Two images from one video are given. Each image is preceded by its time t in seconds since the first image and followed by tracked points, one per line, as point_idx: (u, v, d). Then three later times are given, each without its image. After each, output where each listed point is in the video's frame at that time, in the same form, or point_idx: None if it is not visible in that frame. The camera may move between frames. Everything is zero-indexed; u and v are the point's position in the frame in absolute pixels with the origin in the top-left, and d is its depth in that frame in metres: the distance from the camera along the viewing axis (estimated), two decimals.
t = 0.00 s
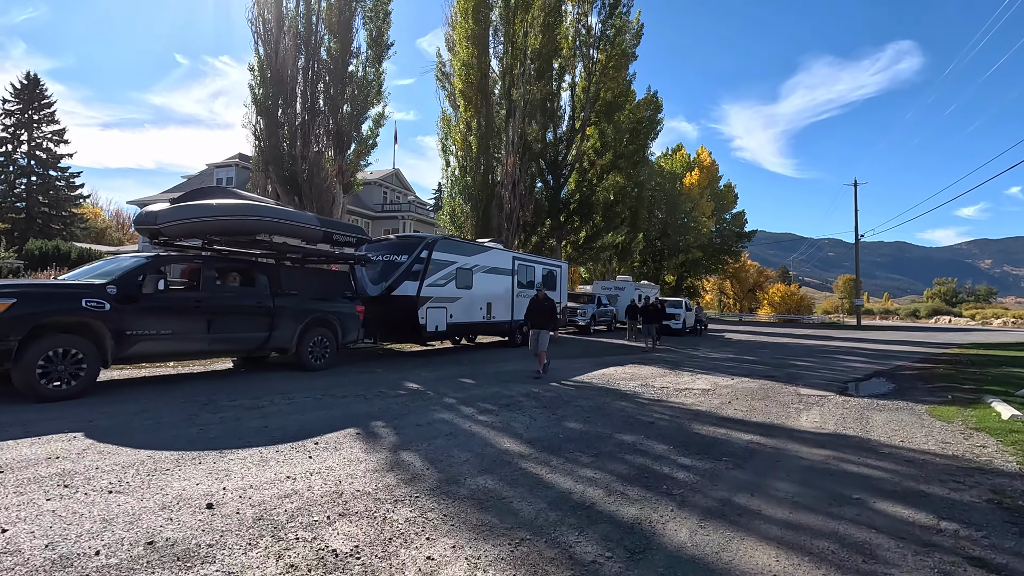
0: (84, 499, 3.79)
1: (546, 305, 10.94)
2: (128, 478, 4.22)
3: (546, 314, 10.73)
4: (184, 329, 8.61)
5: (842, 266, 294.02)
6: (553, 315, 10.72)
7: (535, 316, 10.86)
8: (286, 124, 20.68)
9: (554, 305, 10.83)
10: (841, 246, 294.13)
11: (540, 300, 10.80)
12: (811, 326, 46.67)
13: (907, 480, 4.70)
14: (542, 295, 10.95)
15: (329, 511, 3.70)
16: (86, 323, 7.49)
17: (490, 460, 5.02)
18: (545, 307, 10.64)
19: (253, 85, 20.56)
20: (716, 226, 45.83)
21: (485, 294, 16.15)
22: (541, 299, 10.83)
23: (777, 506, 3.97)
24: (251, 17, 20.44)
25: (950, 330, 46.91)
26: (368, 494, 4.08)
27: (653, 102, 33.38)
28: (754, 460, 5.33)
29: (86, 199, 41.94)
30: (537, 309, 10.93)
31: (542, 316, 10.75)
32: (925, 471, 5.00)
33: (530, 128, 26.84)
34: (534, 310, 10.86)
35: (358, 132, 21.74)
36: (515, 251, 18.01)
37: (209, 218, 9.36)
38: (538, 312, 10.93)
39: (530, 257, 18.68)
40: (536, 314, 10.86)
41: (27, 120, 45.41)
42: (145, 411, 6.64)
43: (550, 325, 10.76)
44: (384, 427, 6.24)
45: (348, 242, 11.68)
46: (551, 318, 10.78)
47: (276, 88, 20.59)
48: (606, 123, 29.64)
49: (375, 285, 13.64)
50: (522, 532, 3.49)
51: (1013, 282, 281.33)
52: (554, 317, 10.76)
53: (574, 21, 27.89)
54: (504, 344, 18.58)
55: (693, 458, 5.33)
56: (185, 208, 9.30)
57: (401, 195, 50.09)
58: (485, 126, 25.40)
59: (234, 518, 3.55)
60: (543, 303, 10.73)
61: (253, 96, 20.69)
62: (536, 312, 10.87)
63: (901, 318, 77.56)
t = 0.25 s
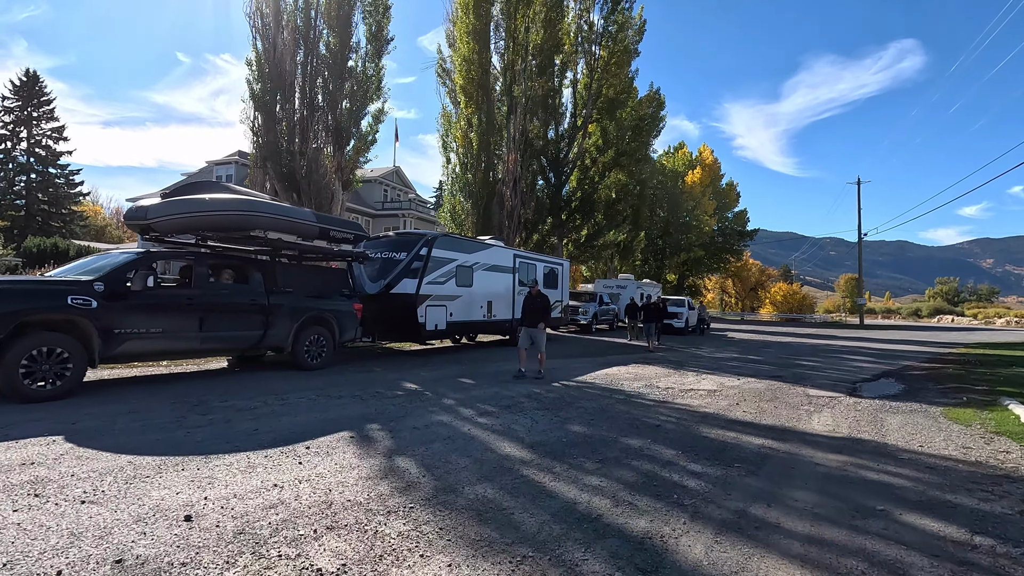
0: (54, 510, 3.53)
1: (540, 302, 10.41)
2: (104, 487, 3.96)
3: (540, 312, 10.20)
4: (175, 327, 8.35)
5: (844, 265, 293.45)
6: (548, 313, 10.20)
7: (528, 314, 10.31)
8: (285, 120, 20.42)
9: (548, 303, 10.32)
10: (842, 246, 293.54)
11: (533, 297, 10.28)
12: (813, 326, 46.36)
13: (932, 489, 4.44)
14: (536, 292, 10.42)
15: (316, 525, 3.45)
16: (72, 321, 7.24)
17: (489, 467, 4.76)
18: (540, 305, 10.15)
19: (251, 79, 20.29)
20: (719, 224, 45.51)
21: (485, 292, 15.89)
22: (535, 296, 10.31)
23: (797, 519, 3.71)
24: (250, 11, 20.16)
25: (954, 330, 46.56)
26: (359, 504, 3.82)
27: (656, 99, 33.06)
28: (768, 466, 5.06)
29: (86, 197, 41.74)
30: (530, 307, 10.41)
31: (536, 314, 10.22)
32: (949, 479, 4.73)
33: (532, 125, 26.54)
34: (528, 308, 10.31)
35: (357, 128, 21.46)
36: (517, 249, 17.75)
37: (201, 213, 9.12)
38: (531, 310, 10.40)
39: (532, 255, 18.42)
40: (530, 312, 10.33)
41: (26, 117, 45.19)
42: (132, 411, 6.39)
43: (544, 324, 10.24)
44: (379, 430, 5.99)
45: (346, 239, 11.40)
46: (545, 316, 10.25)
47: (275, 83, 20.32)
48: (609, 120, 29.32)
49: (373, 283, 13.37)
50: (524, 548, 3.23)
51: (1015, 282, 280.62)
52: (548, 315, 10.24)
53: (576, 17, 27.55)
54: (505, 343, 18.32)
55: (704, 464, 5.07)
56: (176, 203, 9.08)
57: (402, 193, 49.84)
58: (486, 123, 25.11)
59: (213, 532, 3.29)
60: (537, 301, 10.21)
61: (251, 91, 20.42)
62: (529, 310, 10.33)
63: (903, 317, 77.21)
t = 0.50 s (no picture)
0: (24, 524, 3.31)
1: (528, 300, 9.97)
2: (81, 498, 3.74)
3: (529, 309, 9.75)
4: (166, 326, 8.13)
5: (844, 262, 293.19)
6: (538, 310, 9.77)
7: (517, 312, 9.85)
8: (282, 115, 20.14)
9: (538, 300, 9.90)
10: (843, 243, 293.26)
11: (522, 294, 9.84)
12: (815, 324, 46.14)
13: (956, 499, 4.21)
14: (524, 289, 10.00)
15: (305, 541, 3.22)
16: (58, 320, 7.02)
17: (490, 475, 4.54)
18: (530, 303, 9.73)
19: (248, 74, 20.01)
20: (720, 221, 45.26)
21: (485, 290, 15.66)
22: (524, 293, 9.88)
23: (817, 534, 3.49)
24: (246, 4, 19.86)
25: (956, 328, 46.34)
26: (351, 517, 3.60)
27: (657, 95, 32.75)
28: (781, 473, 4.84)
29: (84, 194, 41.46)
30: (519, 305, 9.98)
31: (525, 312, 9.76)
32: (973, 488, 4.51)
33: (532, 120, 26.27)
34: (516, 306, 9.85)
35: (356, 123, 21.19)
36: (518, 246, 17.52)
37: (193, 209, 8.88)
38: (520, 308, 9.94)
39: (532, 252, 18.19)
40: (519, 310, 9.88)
41: (24, 113, 44.86)
42: (119, 414, 6.17)
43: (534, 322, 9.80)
44: (375, 434, 5.76)
45: (343, 235, 11.16)
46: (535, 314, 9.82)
47: (272, 78, 20.04)
48: (610, 116, 29.04)
49: (371, 280, 13.13)
50: (527, 567, 3.01)
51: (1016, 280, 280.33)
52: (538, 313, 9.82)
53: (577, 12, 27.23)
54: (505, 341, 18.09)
55: (714, 471, 4.85)
56: (167, 197, 8.81)
57: (402, 190, 49.57)
58: (487, 118, 24.83)
59: (194, 549, 3.07)
60: (526, 298, 9.78)
61: (248, 86, 20.13)
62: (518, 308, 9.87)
63: (904, 315, 77.00)
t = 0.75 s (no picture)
0: None
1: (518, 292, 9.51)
2: (53, 504, 3.52)
3: (519, 302, 9.29)
4: (155, 323, 7.91)
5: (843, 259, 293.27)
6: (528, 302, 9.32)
7: (506, 305, 9.37)
8: (278, 109, 19.86)
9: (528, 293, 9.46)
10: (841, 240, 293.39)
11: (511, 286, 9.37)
12: (814, 320, 45.99)
13: (978, 504, 4.01)
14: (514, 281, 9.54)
15: (290, 552, 3.01)
16: (42, 316, 6.79)
17: (488, 478, 4.33)
18: (520, 295, 9.30)
19: (243, 67, 19.72)
20: (720, 218, 45.03)
21: (484, 286, 15.45)
22: (513, 286, 9.43)
23: (836, 542, 3.28)
24: None
25: (956, 325, 46.23)
26: (340, 524, 3.39)
27: (657, 90, 32.47)
28: (793, 475, 4.64)
29: (79, 189, 41.07)
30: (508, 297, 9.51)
31: (515, 305, 9.29)
32: (993, 491, 4.31)
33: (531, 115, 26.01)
34: (505, 298, 9.38)
35: (353, 117, 20.92)
36: (516, 242, 17.30)
37: (183, 202, 8.66)
38: (509, 301, 9.48)
39: (532, 247, 17.96)
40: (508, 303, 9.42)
41: (19, 108, 44.43)
42: (103, 413, 5.95)
43: (524, 314, 9.34)
44: (369, 434, 5.55)
45: (339, 230, 10.88)
46: (525, 306, 9.36)
47: (267, 71, 19.74)
48: (610, 111, 28.77)
49: (368, 276, 12.89)
50: None
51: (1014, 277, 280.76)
52: (528, 305, 9.37)
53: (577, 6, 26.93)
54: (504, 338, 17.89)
55: (722, 473, 4.65)
56: (156, 191, 8.62)
57: (400, 186, 49.27)
58: (485, 113, 24.56)
59: (169, 562, 2.85)
60: (516, 290, 9.33)
61: (243, 80, 19.84)
62: (507, 300, 9.40)
63: (903, 312, 76.91)
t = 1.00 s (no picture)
0: None
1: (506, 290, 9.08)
2: (11, 518, 3.27)
3: (508, 300, 8.87)
4: (139, 321, 7.64)
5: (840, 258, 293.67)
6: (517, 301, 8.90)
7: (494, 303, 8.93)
8: (272, 104, 19.54)
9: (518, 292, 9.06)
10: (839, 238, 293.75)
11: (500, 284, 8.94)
12: (813, 319, 45.85)
13: (1001, 515, 3.78)
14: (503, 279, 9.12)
15: (263, 572, 2.77)
16: (18, 314, 6.52)
17: (481, 487, 4.09)
18: (510, 294, 8.88)
19: (236, 61, 19.39)
20: (718, 216, 44.85)
21: (481, 284, 15.19)
22: (503, 284, 9.01)
23: (854, 560, 3.05)
24: None
25: (954, 323, 46.19)
26: (321, 540, 3.13)
27: (656, 87, 32.20)
28: (803, 483, 4.40)
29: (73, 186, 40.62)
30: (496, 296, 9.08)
31: (504, 303, 8.86)
32: (1015, 501, 4.08)
33: (529, 111, 25.74)
34: (493, 296, 8.94)
35: (348, 113, 20.65)
36: (514, 239, 17.06)
37: (169, 196, 8.38)
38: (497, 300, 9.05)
39: (529, 245, 17.72)
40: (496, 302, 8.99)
41: (13, 104, 43.93)
42: (80, 416, 5.69)
43: (513, 314, 8.92)
44: (358, 439, 5.30)
45: (331, 226, 10.60)
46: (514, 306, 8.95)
47: (261, 65, 19.42)
48: (608, 107, 28.50)
49: (362, 274, 12.56)
50: None
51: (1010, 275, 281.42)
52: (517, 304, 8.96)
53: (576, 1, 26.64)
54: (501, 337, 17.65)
55: (729, 480, 4.42)
56: (140, 184, 8.31)
57: (398, 183, 48.97)
58: (483, 108, 24.27)
59: None
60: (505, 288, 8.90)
61: (237, 74, 19.50)
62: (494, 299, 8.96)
63: (901, 311, 76.85)
